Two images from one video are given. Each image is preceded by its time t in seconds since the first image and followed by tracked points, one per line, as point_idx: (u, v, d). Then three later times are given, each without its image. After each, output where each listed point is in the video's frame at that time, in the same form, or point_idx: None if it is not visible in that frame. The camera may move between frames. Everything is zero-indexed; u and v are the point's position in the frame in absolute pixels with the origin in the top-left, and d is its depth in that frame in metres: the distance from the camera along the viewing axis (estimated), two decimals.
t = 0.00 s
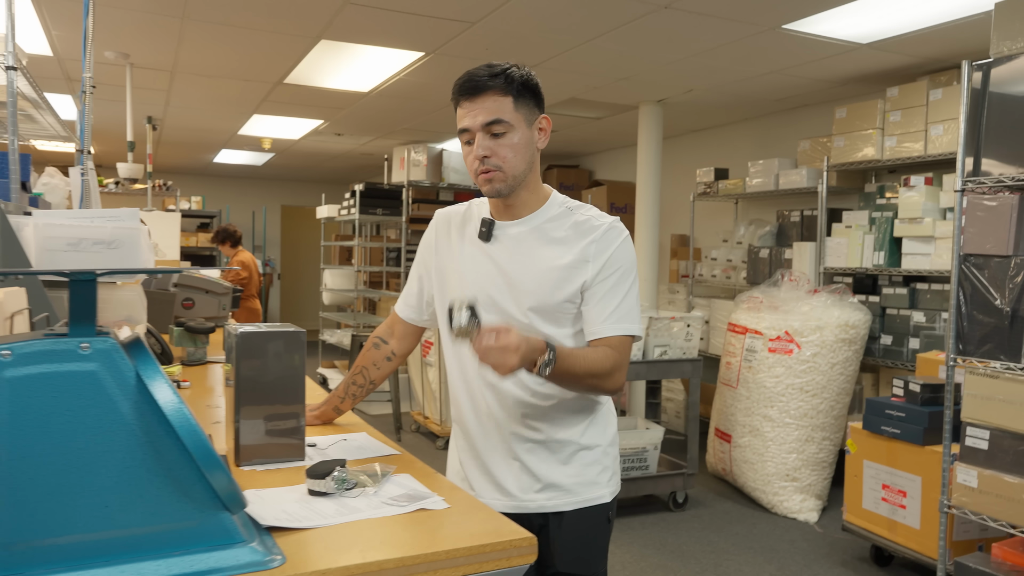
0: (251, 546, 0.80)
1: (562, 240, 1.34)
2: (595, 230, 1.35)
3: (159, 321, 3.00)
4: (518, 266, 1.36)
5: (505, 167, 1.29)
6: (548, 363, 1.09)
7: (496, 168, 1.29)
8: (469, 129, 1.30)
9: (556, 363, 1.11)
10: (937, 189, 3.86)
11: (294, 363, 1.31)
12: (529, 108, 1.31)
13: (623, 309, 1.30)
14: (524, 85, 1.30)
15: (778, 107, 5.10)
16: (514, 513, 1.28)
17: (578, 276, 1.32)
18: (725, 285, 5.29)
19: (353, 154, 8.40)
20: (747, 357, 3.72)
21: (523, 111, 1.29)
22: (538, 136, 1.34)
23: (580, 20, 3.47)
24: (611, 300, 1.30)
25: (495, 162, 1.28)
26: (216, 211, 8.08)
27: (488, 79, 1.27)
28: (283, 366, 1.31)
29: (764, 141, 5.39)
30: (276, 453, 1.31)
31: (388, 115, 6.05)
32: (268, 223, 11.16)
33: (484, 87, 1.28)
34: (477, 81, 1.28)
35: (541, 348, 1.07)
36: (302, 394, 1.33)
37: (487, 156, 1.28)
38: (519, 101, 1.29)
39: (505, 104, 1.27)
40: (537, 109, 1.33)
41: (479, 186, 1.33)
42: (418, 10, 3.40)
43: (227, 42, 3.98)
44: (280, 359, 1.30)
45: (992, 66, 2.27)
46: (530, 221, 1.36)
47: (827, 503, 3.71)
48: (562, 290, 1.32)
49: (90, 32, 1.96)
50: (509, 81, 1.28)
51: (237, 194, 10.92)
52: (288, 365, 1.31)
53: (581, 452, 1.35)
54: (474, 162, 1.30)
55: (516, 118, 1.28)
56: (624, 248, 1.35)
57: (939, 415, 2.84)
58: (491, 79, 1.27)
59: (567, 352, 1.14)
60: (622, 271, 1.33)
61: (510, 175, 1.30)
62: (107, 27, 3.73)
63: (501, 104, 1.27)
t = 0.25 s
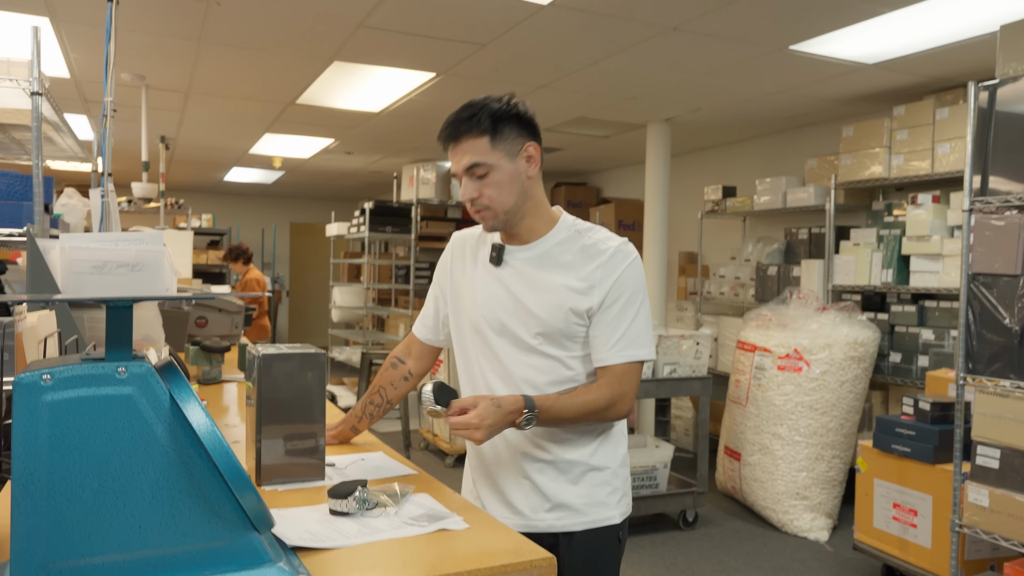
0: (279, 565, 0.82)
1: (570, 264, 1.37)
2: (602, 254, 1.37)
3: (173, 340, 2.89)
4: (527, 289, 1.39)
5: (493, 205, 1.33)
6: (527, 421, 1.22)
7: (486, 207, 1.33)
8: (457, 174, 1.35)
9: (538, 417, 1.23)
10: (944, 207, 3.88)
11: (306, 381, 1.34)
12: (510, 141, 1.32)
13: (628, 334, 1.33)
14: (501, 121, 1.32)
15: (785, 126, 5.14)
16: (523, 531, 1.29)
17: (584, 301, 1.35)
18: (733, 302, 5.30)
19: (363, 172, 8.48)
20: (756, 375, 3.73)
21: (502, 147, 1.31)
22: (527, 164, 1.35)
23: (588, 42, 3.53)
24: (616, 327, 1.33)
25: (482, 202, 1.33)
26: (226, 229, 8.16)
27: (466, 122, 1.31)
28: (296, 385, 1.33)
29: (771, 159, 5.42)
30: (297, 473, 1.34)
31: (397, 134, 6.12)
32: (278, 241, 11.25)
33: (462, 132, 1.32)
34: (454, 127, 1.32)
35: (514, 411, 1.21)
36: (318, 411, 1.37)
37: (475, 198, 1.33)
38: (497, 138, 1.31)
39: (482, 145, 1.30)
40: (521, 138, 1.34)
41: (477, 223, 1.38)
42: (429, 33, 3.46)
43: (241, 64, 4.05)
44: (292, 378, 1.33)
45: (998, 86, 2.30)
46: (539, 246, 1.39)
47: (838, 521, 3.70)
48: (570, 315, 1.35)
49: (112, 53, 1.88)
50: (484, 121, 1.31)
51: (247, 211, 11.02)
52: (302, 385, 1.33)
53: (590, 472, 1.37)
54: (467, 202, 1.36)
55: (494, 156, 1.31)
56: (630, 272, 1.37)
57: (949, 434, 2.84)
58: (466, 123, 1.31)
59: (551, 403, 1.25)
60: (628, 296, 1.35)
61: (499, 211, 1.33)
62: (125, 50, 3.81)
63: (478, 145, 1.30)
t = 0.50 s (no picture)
0: None
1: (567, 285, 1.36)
2: (598, 275, 1.36)
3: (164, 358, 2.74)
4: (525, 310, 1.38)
5: (480, 236, 1.34)
6: (513, 419, 1.20)
7: (473, 239, 1.34)
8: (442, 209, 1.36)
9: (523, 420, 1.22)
10: (934, 227, 3.92)
11: (299, 399, 1.31)
12: (488, 171, 1.32)
13: (623, 353, 1.30)
14: (478, 152, 1.31)
15: (775, 145, 5.19)
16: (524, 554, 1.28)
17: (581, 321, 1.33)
18: (723, 320, 5.32)
19: (353, 187, 8.47)
20: (748, 394, 3.73)
21: (481, 179, 1.31)
22: (510, 191, 1.34)
23: (583, 61, 3.55)
24: (609, 347, 1.30)
25: (469, 235, 1.34)
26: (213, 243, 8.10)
27: (444, 158, 1.32)
28: (286, 402, 1.30)
29: (761, 178, 5.47)
30: (296, 495, 1.32)
31: (389, 150, 6.12)
32: (265, 255, 11.18)
33: (441, 168, 1.33)
34: (433, 164, 1.33)
35: (502, 403, 1.19)
36: (307, 428, 1.33)
37: (462, 232, 1.34)
38: (475, 171, 1.31)
39: (461, 180, 1.31)
40: (500, 166, 1.33)
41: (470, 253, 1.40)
42: (425, 51, 3.47)
43: (235, 80, 4.04)
44: (280, 396, 1.30)
45: (991, 110, 2.33)
46: (536, 267, 1.39)
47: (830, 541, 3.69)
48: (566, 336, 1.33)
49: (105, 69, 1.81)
50: (460, 155, 1.31)
51: (234, 225, 10.95)
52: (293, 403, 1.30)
53: (591, 495, 1.35)
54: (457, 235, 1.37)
55: (474, 189, 1.31)
56: (627, 292, 1.35)
57: (942, 453, 2.86)
58: (443, 159, 1.32)
59: (540, 405, 1.23)
60: (624, 317, 1.32)
61: (488, 242, 1.34)
62: (118, 64, 3.79)
63: (457, 180, 1.31)
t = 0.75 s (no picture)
0: None
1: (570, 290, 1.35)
2: (602, 280, 1.34)
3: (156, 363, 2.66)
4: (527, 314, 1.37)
5: (474, 246, 1.32)
6: (558, 368, 1.12)
7: (468, 249, 1.33)
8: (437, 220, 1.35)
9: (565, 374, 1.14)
10: (924, 233, 3.95)
11: (287, 404, 1.29)
12: (480, 180, 1.30)
13: (628, 360, 1.29)
14: (469, 162, 1.30)
15: (767, 151, 5.22)
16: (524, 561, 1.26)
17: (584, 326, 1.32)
18: (714, 325, 5.32)
19: (342, 189, 8.42)
20: (740, 399, 3.74)
21: (473, 188, 1.29)
22: (502, 199, 1.32)
23: (579, 65, 3.55)
24: (617, 354, 1.28)
25: (464, 245, 1.32)
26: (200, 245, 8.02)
27: (435, 169, 1.31)
28: (275, 409, 1.28)
29: (753, 183, 5.50)
30: (298, 504, 1.29)
31: (380, 152, 6.09)
32: (252, 257, 11.08)
33: (433, 180, 1.32)
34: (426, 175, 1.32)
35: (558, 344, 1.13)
36: (295, 437, 1.31)
37: (457, 242, 1.33)
38: (466, 181, 1.29)
39: (453, 190, 1.29)
40: (493, 174, 1.31)
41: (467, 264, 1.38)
42: (421, 53, 3.45)
43: (227, 80, 4.00)
44: (272, 404, 1.28)
45: (988, 118, 2.36)
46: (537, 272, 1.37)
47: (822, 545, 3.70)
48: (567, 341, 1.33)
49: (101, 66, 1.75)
50: (452, 165, 1.29)
51: (220, 227, 10.85)
52: (279, 409, 1.29)
53: (593, 502, 1.33)
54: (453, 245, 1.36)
55: (466, 199, 1.29)
56: (631, 298, 1.33)
57: (936, 458, 2.87)
58: (435, 171, 1.31)
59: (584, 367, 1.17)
60: (628, 323, 1.30)
61: (484, 252, 1.33)
62: (108, 63, 3.74)
63: (450, 191, 1.30)
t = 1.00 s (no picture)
0: None
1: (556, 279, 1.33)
2: (589, 271, 1.32)
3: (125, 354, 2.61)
4: (512, 305, 1.35)
5: (461, 238, 1.30)
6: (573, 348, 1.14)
7: (455, 242, 1.31)
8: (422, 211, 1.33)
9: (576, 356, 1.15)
10: (894, 229, 4.02)
11: (255, 398, 1.25)
12: (465, 172, 1.28)
13: (618, 351, 1.30)
14: (454, 154, 1.28)
15: (740, 145, 5.26)
16: (506, 555, 1.25)
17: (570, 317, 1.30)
18: (687, 318, 5.37)
19: (313, 180, 8.30)
20: (713, 391, 3.77)
21: (459, 179, 1.27)
22: (488, 190, 1.30)
23: (557, 58, 3.53)
24: (609, 345, 1.29)
25: (450, 238, 1.30)
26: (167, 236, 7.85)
27: (419, 161, 1.29)
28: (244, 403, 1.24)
29: (726, 177, 5.55)
30: (279, 499, 1.26)
31: (353, 143, 6.01)
32: (220, 248, 10.89)
33: (417, 171, 1.29)
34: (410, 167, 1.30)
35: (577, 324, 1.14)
36: (271, 429, 1.28)
37: (443, 234, 1.30)
38: (451, 172, 1.27)
39: (438, 182, 1.27)
40: (478, 165, 1.29)
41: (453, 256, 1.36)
42: (398, 43, 3.40)
43: (198, 67, 3.91)
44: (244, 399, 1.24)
45: (962, 115, 2.40)
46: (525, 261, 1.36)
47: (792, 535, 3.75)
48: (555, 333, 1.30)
49: (70, 48, 1.67)
50: (436, 157, 1.27)
51: (188, 217, 10.64)
52: (250, 404, 1.24)
53: (575, 496, 1.32)
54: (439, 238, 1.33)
55: (452, 190, 1.27)
56: (618, 289, 1.32)
57: (906, 450, 2.93)
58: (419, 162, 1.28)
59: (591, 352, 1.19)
60: (617, 314, 1.30)
61: (470, 244, 1.31)
62: (73, 48, 3.62)
63: (435, 183, 1.27)
